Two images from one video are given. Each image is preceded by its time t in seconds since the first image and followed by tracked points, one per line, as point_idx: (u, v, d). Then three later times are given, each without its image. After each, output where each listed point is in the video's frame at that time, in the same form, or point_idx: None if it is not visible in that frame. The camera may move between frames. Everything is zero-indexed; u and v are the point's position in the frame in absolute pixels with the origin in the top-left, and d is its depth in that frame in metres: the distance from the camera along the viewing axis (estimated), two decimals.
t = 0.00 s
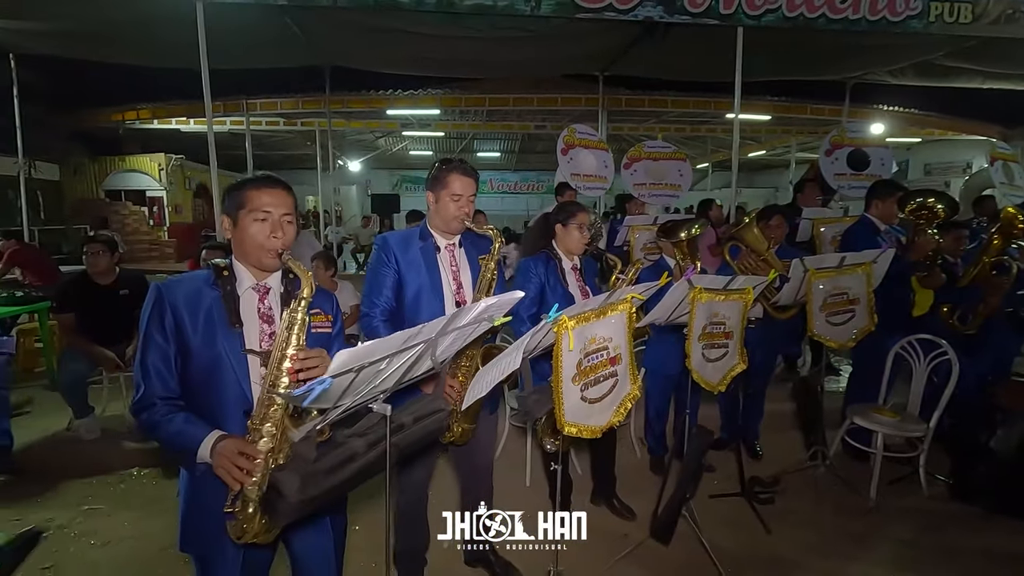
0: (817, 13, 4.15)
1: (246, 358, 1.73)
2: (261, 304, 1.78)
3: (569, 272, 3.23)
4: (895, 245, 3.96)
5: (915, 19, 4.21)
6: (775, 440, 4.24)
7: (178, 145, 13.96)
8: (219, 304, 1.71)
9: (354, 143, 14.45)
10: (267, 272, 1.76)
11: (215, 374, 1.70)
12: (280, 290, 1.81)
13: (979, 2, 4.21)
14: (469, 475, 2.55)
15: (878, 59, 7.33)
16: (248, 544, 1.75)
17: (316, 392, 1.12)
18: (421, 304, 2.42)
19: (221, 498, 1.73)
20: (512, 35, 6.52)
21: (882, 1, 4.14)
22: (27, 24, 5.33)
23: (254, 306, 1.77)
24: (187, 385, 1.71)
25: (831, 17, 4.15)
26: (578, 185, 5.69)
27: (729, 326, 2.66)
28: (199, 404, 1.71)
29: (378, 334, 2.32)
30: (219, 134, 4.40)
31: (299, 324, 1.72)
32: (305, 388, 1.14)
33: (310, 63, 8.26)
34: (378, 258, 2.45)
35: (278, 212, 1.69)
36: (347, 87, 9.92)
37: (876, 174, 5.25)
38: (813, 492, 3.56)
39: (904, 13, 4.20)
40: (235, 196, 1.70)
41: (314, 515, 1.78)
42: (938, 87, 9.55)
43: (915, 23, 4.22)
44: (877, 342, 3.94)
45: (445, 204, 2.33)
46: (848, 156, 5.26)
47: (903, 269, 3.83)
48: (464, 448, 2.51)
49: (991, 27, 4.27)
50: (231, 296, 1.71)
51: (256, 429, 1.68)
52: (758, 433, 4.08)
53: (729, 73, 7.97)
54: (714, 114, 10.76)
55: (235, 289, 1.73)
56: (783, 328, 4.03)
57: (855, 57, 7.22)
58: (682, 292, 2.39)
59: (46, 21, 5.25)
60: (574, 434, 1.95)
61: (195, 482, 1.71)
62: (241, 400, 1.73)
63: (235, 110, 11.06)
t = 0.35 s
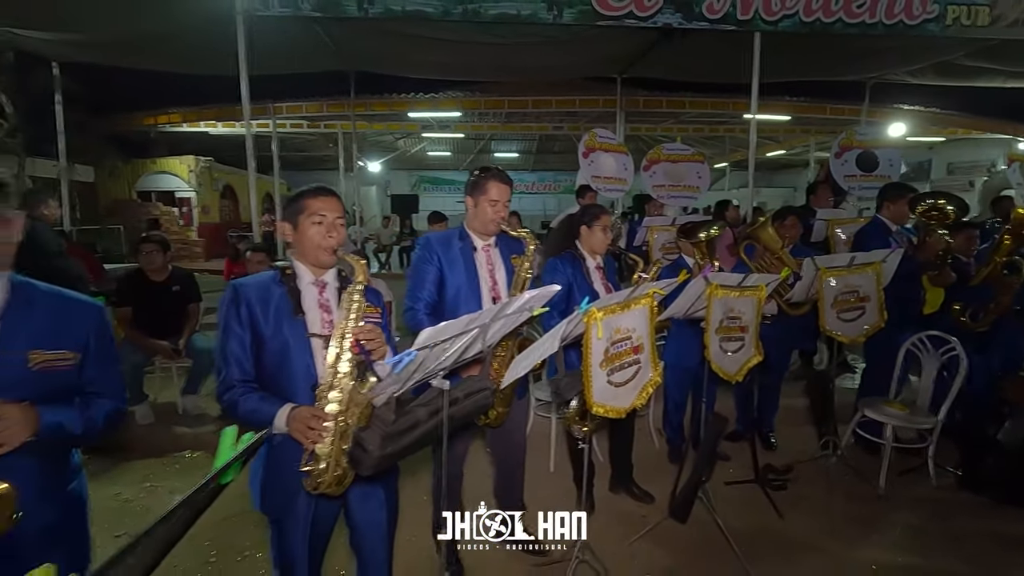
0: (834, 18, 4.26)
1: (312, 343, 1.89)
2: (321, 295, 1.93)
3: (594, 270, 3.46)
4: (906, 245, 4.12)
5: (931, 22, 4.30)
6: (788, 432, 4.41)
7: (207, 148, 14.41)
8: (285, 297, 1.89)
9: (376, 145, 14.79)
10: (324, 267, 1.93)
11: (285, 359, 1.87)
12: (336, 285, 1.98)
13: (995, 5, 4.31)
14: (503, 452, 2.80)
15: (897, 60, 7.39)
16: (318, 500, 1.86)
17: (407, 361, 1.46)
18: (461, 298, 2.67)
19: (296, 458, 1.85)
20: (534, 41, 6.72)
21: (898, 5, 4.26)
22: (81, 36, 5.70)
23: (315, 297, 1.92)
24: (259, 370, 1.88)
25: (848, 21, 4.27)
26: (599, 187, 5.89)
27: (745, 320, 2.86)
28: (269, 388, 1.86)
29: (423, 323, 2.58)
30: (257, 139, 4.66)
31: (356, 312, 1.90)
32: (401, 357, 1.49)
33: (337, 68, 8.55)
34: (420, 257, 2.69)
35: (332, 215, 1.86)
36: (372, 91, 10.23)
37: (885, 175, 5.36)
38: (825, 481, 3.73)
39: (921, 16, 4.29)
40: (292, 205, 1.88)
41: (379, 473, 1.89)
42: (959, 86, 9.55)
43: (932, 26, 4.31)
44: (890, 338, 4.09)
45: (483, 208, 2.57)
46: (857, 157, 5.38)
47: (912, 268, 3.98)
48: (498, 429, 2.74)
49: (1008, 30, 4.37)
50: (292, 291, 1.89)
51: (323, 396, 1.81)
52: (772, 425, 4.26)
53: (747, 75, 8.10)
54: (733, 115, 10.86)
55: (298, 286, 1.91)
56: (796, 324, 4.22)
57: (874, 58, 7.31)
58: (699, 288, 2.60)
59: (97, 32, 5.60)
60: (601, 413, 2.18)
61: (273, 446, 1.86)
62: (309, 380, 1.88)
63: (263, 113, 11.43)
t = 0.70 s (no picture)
0: (850, 19, 4.39)
1: (369, 326, 2.21)
2: (378, 284, 2.23)
3: (613, 265, 3.69)
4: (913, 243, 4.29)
5: (948, 22, 4.43)
6: (798, 422, 4.60)
7: (233, 147, 14.84)
8: (349, 286, 2.19)
9: (396, 144, 15.08)
10: (382, 260, 2.22)
11: (353, 339, 2.19)
12: (391, 274, 2.26)
13: (1012, 5, 4.42)
14: (525, 432, 3.05)
15: (915, 58, 7.43)
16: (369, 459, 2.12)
17: (454, 337, 1.70)
18: (494, 290, 2.92)
19: (351, 425, 2.12)
20: (554, 43, 6.91)
21: (914, 6, 4.38)
22: (122, 43, 6.03)
23: (373, 287, 2.22)
24: (330, 346, 2.20)
25: (865, 22, 4.40)
26: (616, 186, 6.10)
27: (752, 312, 3.06)
28: (338, 361, 2.19)
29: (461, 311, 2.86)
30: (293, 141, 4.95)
31: (398, 301, 2.18)
32: (447, 334, 1.75)
33: (362, 70, 8.82)
34: (458, 252, 2.94)
35: (385, 214, 2.13)
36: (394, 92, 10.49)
37: (894, 173, 5.47)
38: (830, 467, 3.92)
39: (937, 17, 4.41)
40: (352, 206, 2.16)
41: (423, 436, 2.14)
42: (982, 82, 9.50)
43: (949, 26, 4.44)
44: (896, 332, 4.24)
45: (514, 208, 2.82)
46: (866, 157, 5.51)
47: (918, 265, 4.13)
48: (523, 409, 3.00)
49: None
50: (356, 279, 2.19)
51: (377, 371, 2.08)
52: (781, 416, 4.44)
53: (764, 74, 8.19)
54: (751, 113, 10.92)
55: (360, 275, 2.21)
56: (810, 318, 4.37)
57: (893, 56, 7.36)
58: (706, 283, 2.81)
59: (138, 38, 5.93)
60: (616, 394, 2.42)
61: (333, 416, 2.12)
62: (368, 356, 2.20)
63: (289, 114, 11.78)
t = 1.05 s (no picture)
0: (866, 20, 4.55)
1: (416, 317, 2.55)
2: (429, 279, 2.56)
3: (639, 262, 3.90)
4: (922, 241, 4.46)
5: (966, 21, 4.55)
6: (809, 412, 4.80)
7: (259, 146, 15.24)
8: (404, 277, 2.52)
9: (416, 141, 15.35)
10: (436, 258, 2.56)
11: (400, 325, 2.52)
12: (442, 271, 2.59)
13: None
14: (549, 414, 3.32)
15: (934, 55, 7.47)
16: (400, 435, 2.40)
17: (495, 321, 1.98)
18: (520, 283, 3.18)
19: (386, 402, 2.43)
20: (574, 46, 7.09)
21: (931, 6, 4.50)
22: (162, 48, 6.36)
23: (425, 281, 2.55)
24: (383, 324, 2.54)
25: (880, 23, 4.54)
26: (634, 186, 6.31)
27: (761, 306, 3.27)
28: (388, 339, 2.54)
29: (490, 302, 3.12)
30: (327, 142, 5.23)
31: (444, 298, 2.52)
32: (489, 320, 2.04)
33: (386, 71, 9.07)
34: (489, 249, 3.22)
35: (447, 221, 2.45)
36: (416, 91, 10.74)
37: (905, 171, 5.61)
38: (838, 455, 4.11)
39: (954, 16, 4.53)
40: (418, 209, 2.48)
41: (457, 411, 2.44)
42: (1006, 78, 9.44)
43: (966, 26, 4.55)
44: (907, 326, 4.41)
45: (539, 208, 3.08)
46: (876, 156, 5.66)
47: (927, 262, 4.30)
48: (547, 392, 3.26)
49: None
50: (411, 273, 2.52)
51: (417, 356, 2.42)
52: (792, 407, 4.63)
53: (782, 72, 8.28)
54: (769, 110, 10.97)
55: (416, 269, 2.54)
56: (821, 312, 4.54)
57: (912, 54, 7.42)
58: (718, 278, 3.04)
59: (177, 44, 6.26)
60: (634, 378, 2.67)
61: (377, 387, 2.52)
62: (411, 340, 2.54)
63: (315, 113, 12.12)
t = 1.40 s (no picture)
0: (889, 14, 4.67)
1: (453, 300, 2.78)
2: (464, 265, 2.81)
3: (675, 249, 4.11)
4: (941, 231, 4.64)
5: (991, 15, 4.65)
6: (828, 398, 4.96)
7: (284, 141, 15.57)
8: (441, 263, 2.76)
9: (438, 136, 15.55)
10: (469, 245, 2.80)
11: (439, 309, 2.76)
12: (475, 258, 2.84)
13: None
14: (580, 394, 3.52)
15: (960, 47, 7.49)
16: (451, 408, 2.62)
17: (545, 297, 2.23)
18: (548, 269, 3.38)
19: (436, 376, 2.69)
20: (599, 42, 7.23)
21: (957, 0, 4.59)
22: (195, 47, 6.56)
23: (460, 267, 2.80)
24: (420, 310, 2.77)
25: (904, 17, 4.67)
26: (657, 179, 6.49)
27: (782, 291, 3.48)
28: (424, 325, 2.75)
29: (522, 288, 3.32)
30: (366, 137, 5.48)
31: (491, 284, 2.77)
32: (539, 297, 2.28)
33: (412, 67, 9.21)
34: (517, 238, 3.40)
35: (481, 210, 2.68)
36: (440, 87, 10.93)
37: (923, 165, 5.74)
38: (857, 437, 4.29)
39: (979, 10, 4.63)
40: (453, 201, 2.70)
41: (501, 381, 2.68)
42: None
43: (991, 19, 4.66)
44: (926, 314, 4.55)
45: (567, 200, 3.29)
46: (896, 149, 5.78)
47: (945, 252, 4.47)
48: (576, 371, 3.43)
49: None
50: (448, 260, 2.76)
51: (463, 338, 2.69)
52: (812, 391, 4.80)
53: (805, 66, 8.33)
54: (792, 103, 10.96)
55: (450, 256, 2.78)
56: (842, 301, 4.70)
57: (938, 47, 7.43)
58: (742, 264, 3.26)
59: (212, 43, 6.45)
60: (665, 354, 2.93)
61: (421, 366, 2.75)
62: (454, 323, 2.78)
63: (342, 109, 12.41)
